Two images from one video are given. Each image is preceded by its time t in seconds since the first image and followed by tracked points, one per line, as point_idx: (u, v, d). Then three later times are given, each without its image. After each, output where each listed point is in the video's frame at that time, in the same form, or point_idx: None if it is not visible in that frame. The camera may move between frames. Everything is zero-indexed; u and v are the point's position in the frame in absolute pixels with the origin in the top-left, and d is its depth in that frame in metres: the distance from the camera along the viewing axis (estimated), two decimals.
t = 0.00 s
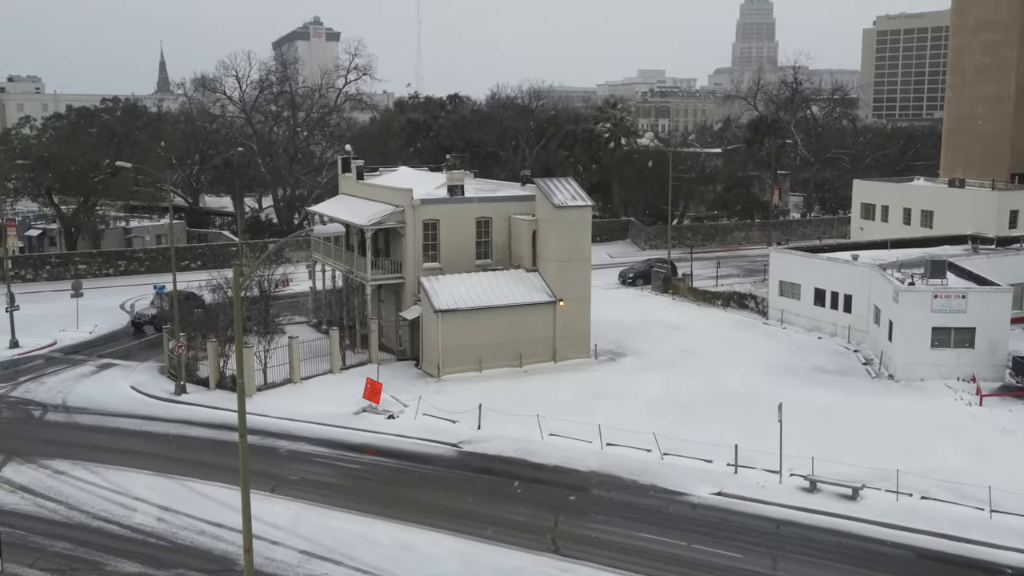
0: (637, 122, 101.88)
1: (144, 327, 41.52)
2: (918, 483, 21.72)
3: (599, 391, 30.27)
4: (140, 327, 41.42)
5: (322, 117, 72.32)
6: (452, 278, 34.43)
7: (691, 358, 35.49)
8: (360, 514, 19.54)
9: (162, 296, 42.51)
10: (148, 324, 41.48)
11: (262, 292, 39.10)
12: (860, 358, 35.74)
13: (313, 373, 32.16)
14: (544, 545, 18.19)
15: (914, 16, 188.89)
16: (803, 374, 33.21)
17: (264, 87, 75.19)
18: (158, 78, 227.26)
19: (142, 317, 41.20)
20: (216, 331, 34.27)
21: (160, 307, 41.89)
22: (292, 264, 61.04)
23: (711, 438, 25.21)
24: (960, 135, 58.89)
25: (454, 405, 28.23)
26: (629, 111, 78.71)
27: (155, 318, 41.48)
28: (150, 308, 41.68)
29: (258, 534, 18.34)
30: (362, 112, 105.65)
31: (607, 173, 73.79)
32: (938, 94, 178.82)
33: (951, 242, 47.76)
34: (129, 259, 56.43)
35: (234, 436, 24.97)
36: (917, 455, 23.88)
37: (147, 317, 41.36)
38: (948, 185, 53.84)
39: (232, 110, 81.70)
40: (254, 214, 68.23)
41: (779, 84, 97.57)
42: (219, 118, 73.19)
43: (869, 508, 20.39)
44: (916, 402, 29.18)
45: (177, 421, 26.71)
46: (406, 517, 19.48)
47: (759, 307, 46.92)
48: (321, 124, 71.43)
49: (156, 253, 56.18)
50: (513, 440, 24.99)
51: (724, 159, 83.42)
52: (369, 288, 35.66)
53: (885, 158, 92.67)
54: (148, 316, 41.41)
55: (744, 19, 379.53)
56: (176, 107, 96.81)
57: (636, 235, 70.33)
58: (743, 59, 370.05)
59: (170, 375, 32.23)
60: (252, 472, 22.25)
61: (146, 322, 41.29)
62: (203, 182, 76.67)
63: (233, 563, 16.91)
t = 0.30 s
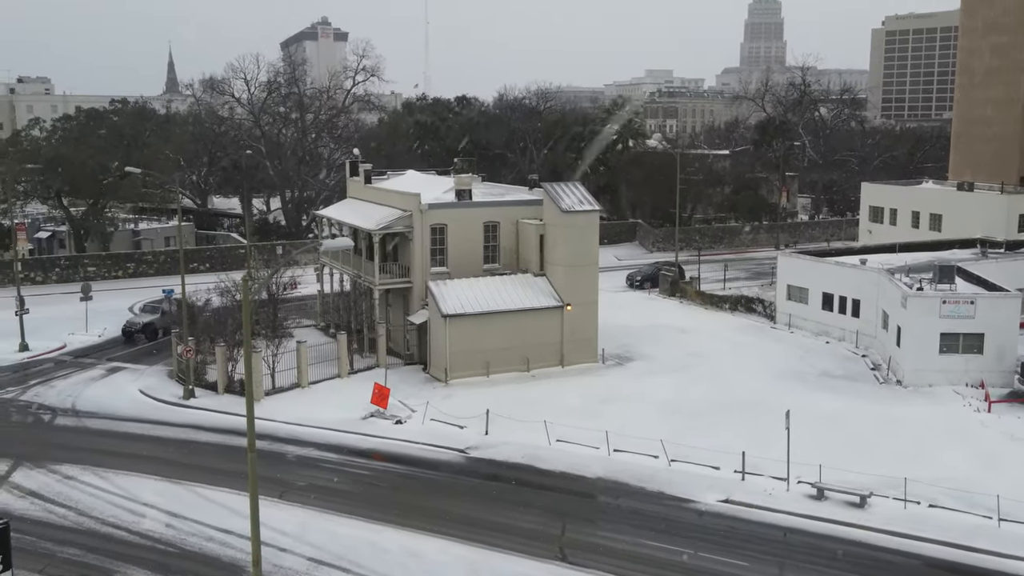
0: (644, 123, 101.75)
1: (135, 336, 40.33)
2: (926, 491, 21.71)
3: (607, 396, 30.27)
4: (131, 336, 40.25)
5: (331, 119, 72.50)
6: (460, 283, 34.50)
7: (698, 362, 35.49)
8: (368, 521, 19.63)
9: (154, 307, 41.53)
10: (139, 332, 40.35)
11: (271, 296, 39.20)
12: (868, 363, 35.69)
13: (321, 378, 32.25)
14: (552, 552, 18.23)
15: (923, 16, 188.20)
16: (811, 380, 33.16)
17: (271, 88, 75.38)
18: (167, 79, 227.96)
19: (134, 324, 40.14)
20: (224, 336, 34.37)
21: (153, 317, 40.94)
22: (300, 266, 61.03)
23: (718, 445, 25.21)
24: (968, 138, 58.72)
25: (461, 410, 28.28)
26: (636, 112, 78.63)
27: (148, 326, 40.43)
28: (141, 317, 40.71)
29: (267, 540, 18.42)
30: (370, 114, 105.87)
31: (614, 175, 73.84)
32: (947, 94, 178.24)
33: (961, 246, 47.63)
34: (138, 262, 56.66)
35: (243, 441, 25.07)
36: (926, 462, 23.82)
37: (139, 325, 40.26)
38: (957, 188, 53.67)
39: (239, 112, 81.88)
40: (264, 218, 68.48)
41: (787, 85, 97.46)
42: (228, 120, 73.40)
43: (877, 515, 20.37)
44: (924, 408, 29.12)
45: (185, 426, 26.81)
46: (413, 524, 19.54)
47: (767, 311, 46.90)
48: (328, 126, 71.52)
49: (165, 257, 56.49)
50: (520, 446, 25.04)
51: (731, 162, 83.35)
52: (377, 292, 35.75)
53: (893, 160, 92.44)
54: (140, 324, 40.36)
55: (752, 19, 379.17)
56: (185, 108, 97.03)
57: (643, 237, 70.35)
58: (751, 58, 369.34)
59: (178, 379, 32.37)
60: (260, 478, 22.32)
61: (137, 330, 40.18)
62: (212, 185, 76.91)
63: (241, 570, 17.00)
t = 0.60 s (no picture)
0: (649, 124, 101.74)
1: (122, 344, 39.82)
2: (930, 498, 21.71)
3: (611, 401, 30.29)
4: (119, 344, 39.77)
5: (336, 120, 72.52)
6: (464, 288, 34.55)
7: (702, 367, 35.49)
8: (373, 528, 19.69)
9: (143, 315, 41.06)
10: (127, 341, 39.88)
11: (275, 300, 39.26)
12: (872, 368, 35.66)
13: (326, 382, 32.32)
14: (555, 560, 18.27)
15: (929, 17, 187.82)
16: (815, 385, 33.15)
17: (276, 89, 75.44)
18: (172, 80, 228.37)
19: (122, 333, 39.66)
20: (229, 341, 34.45)
21: (141, 326, 40.44)
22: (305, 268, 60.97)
23: (722, 451, 25.22)
24: (974, 142, 58.59)
25: (466, 415, 28.32)
26: (642, 114, 78.54)
27: (136, 335, 39.93)
28: (130, 326, 40.23)
29: (271, 548, 18.48)
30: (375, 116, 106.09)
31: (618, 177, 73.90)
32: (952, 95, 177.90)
33: (966, 250, 47.54)
34: (144, 264, 56.80)
35: (248, 447, 25.14)
36: (930, 470, 23.79)
37: (126, 334, 39.77)
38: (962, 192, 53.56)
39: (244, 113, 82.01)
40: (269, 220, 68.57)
41: (793, 87, 97.39)
42: (234, 122, 73.52)
43: (882, 523, 20.38)
44: (929, 414, 29.09)
45: (190, 431, 26.87)
46: (417, 530, 19.61)
47: (771, 315, 46.88)
48: (333, 127, 71.55)
49: (171, 258, 56.62)
50: (524, 452, 25.09)
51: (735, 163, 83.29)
52: (382, 297, 35.80)
53: (899, 162, 92.32)
54: (128, 333, 39.86)
55: (757, 19, 378.92)
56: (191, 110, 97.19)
57: (647, 239, 70.40)
58: (756, 58, 369.00)
59: (183, 384, 32.44)
60: (266, 484, 22.40)
61: (124, 339, 39.64)
62: (218, 187, 77.10)
63: None
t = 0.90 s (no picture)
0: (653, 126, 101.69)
1: (109, 353, 38.84)
2: (933, 506, 21.71)
3: (614, 406, 30.30)
4: (106, 353, 38.79)
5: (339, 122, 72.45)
6: (468, 292, 34.59)
7: (705, 372, 35.49)
8: (377, 535, 19.74)
9: (130, 324, 40.10)
10: (114, 350, 38.86)
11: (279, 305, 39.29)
12: (875, 373, 35.65)
13: (329, 387, 32.37)
14: (559, 568, 18.32)
15: (932, 17, 187.60)
16: (818, 390, 33.14)
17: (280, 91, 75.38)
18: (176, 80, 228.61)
19: (109, 342, 38.68)
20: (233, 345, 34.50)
21: (129, 334, 39.51)
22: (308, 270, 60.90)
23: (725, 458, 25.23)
24: (977, 145, 58.55)
25: (469, 421, 28.35)
26: (645, 116, 78.44)
27: (123, 344, 38.98)
28: (117, 335, 39.26)
29: (276, 555, 18.54)
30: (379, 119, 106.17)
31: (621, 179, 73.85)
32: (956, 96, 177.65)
33: (970, 254, 47.48)
34: (148, 266, 56.81)
35: (252, 453, 25.19)
36: (934, 477, 23.80)
37: (113, 343, 38.78)
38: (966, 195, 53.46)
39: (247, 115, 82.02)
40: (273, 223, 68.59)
41: (796, 88, 97.32)
42: (237, 124, 73.51)
43: (885, 531, 20.39)
44: (932, 420, 29.09)
45: (194, 436, 26.92)
46: (421, 537, 19.65)
47: (774, 318, 46.85)
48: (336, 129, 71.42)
49: (173, 261, 56.66)
50: (527, 458, 25.12)
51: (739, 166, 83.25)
52: (385, 301, 35.85)
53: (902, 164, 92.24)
54: (115, 342, 38.90)
55: (761, 20, 378.79)
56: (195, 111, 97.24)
57: (650, 242, 70.38)
58: (759, 59, 368.89)
59: (187, 389, 32.50)
60: (270, 490, 22.45)
61: (111, 348, 38.68)
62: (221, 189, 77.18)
63: None
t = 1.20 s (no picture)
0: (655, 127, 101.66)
1: (95, 363, 38.07)
2: (935, 512, 21.75)
3: (615, 411, 30.32)
4: (92, 362, 38.01)
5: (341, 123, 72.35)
6: (469, 296, 34.65)
7: (706, 376, 35.50)
8: (379, 541, 19.77)
9: (116, 332, 39.31)
10: (100, 359, 38.10)
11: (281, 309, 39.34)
12: (877, 378, 35.67)
13: (331, 391, 32.43)
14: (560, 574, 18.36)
15: (934, 17, 187.55)
16: (819, 395, 33.14)
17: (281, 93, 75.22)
18: (177, 82, 228.72)
19: (95, 351, 37.90)
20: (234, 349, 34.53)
21: (115, 343, 38.76)
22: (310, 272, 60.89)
23: (726, 463, 25.24)
24: (979, 147, 58.55)
25: (471, 426, 28.40)
26: (647, 117, 78.32)
27: (110, 353, 38.24)
28: (103, 344, 38.49)
29: (278, 562, 18.58)
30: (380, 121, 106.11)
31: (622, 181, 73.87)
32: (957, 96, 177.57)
33: (971, 257, 47.48)
34: (150, 269, 56.77)
35: (254, 458, 25.22)
36: (935, 482, 23.83)
37: (100, 352, 38.00)
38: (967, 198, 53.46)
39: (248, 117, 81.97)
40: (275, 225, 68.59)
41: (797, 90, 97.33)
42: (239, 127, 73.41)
43: (887, 537, 20.42)
44: (934, 425, 29.10)
45: (196, 441, 26.96)
46: (423, 544, 19.70)
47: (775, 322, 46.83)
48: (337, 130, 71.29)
49: (175, 263, 56.66)
50: (529, 463, 25.16)
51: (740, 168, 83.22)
52: (387, 305, 35.91)
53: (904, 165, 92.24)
54: (102, 351, 38.13)
55: (762, 20, 378.78)
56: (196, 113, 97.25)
57: (652, 244, 70.39)
58: (761, 59, 369.00)
59: (189, 393, 32.50)
60: (272, 496, 22.48)
61: (98, 357, 37.94)
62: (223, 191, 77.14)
63: None
